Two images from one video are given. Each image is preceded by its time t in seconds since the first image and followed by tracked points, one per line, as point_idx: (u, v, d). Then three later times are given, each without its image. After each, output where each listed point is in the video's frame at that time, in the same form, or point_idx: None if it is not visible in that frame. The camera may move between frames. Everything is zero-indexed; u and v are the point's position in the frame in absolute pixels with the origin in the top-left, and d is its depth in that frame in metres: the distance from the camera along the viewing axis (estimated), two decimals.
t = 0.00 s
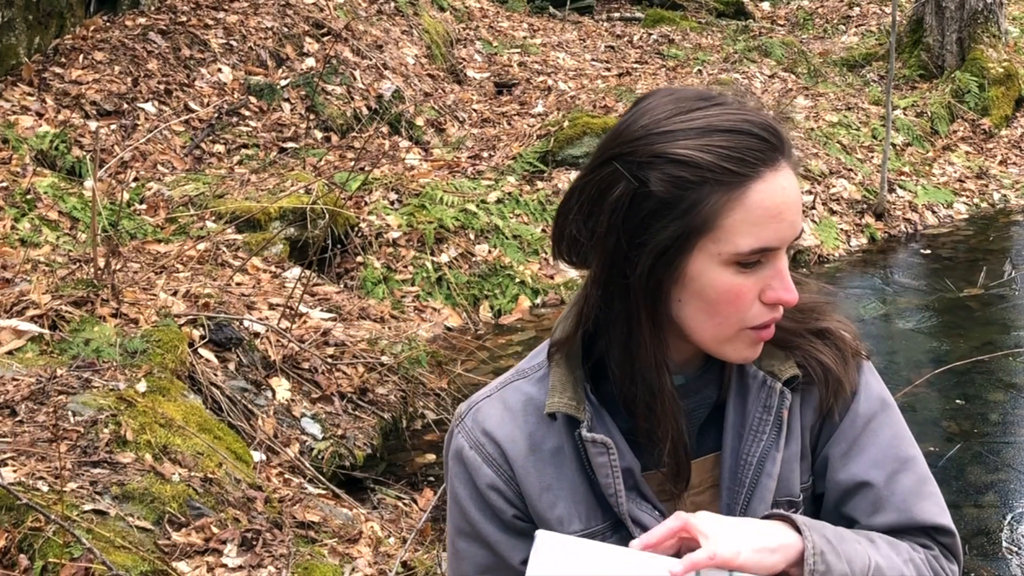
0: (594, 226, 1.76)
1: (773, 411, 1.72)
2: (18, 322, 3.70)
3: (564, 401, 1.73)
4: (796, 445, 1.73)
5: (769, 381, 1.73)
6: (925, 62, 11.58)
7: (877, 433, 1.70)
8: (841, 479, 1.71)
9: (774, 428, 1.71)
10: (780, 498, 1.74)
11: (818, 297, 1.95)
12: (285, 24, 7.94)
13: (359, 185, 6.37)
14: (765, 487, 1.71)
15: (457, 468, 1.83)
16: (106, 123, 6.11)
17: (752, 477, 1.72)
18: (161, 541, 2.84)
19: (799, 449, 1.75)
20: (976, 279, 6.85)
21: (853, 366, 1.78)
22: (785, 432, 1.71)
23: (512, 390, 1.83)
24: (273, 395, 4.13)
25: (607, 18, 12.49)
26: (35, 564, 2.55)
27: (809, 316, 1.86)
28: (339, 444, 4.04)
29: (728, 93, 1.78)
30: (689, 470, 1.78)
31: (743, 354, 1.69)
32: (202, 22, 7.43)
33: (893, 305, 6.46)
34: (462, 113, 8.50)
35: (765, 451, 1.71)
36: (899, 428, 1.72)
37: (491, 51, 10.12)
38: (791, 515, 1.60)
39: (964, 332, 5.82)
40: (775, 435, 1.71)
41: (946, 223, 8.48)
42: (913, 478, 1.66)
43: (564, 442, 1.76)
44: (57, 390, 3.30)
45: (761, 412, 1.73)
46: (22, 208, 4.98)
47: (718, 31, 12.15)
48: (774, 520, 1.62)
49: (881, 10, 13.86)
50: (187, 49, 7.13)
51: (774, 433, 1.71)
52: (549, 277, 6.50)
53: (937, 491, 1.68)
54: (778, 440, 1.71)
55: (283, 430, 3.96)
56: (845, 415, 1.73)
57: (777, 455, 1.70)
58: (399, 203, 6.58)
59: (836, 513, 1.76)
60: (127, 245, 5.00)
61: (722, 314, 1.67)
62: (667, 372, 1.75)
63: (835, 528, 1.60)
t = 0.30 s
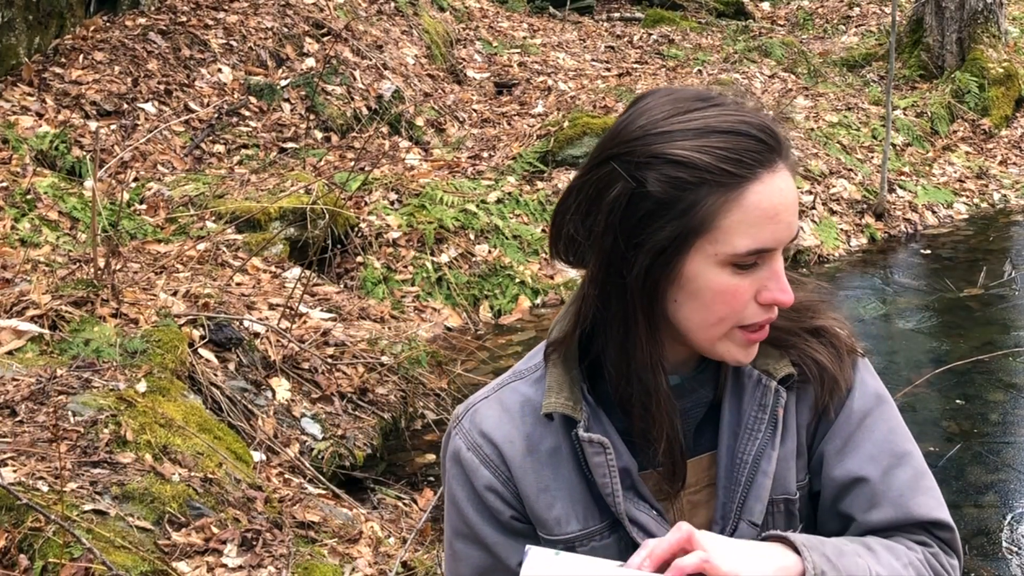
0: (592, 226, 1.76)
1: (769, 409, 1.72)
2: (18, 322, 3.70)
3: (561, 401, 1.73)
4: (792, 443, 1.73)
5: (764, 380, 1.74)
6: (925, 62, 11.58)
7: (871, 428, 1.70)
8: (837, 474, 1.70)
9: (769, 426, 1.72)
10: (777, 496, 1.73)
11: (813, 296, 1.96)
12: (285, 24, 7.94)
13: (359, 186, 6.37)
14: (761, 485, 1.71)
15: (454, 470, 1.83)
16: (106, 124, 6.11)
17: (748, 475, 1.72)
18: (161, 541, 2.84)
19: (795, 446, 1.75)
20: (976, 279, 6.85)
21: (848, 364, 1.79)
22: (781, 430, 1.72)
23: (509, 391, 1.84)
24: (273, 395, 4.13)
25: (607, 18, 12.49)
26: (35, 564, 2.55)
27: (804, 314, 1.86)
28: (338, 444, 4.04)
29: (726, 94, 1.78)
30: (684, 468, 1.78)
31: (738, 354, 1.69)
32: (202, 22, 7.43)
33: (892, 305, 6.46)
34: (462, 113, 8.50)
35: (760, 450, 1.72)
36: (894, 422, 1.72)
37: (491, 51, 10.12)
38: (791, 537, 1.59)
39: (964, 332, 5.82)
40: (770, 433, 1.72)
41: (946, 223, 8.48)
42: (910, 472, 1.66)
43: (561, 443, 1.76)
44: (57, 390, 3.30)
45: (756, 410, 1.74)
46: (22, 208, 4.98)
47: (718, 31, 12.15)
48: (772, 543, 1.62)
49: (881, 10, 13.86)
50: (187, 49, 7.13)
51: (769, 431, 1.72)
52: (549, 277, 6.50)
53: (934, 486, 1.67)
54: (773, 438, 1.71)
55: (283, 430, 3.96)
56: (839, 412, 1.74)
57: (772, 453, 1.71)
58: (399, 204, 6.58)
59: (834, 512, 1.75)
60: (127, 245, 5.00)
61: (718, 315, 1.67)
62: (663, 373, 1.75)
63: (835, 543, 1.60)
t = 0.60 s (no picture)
0: (589, 226, 1.76)
1: (769, 411, 1.72)
2: (18, 322, 3.70)
3: (562, 402, 1.73)
4: (793, 445, 1.73)
5: (766, 381, 1.73)
6: (925, 62, 11.58)
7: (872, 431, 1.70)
8: (841, 480, 1.70)
9: (770, 428, 1.72)
10: (777, 498, 1.73)
11: (815, 298, 1.96)
12: (285, 24, 7.94)
13: (359, 186, 6.37)
14: (762, 486, 1.70)
15: (455, 470, 1.84)
16: (106, 124, 6.11)
17: (749, 477, 1.72)
18: (161, 541, 2.84)
19: (796, 448, 1.74)
20: (976, 279, 6.85)
21: (849, 367, 1.79)
22: (782, 432, 1.71)
23: (510, 392, 1.84)
24: (274, 395, 4.13)
25: (607, 18, 12.50)
26: (35, 564, 2.55)
27: (805, 316, 1.87)
28: (338, 444, 4.04)
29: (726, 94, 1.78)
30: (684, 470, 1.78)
31: (734, 356, 1.69)
32: (202, 22, 7.43)
33: (893, 305, 6.46)
34: (462, 113, 8.50)
35: (761, 451, 1.71)
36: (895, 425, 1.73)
37: (491, 51, 10.12)
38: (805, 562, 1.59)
39: (964, 332, 5.82)
40: (771, 434, 1.71)
41: (946, 223, 8.48)
42: (911, 478, 1.67)
43: (562, 444, 1.76)
44: (57, 390, 3.30)
45: (757, 412, 1.73)
46: (22, 208, 4.98)
47: (718, 31, 12.15)
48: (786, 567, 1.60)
49: (881, 10, 13.86)
50: (187, 49, 7.13)
51: (770, 433, 1.71)
52: (549, 277, 6.50)
53: (934, 491, 1.69)
54: (774, 439, 1.71)
55: (283, 430, 3.96)
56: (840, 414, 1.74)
57: (772, 455, 1.70)
58: (399, 203, 6.59)
59: (835, 515, 1.76)
60: (127, 245, 5.00)
61: (713, 318, 1.68)
62: (660, 375, 1.76)
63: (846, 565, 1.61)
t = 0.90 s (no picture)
0: (581, 225, 1.78)
1: (774, 417, 1.72)
2: (18, 322, 3.70)
3: (559, 408, 1.73)
4: (796, 451, 1.73)
5: (768, 387, 1.73)
6: (925, 62, 11.58)
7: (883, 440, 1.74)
8: (861, 494, 1.72)
9: (774, 434, 1.72)
10: (780, 504, 1.73)
11: (817, 305, 1.96)
12: (285, 24, 7.94)
13: (359, 186, 6.37)
14: (765, 493, 1.70)
15: (451, 473, 1.84)
16: (106, 124, 6.11)
17: (752, 483, 1.71)
18: (161, 541, 2.84)
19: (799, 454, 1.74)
20: (976, 280, 6.85)
21: (853, 373, 1.79)
22: (786, 438, 1.71)
23: (508, 395, 1.83)
24: (274, 395, 4.13)
25: (607, 18, 12.49)
26: (35, 564, 2.55)
27: (807, 323, 1.87)
28: (338, 444, 4.04)
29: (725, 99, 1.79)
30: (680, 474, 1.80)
31: (723, 360, 1.68)
32: (202, 22, 7.43)
33: (893, 305, 6.46)
34: (462, 113, 8.50)
35: (765, 458, 1.71)
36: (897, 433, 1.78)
37: (491, 51, 10.12)
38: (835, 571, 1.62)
39: (964, 332, 5.82)
40: (775, 441, 1.71)
41: (946, 223, 8.48)
42: (920, 488, 1.71)
43: (559, 450, 1.76)
44: (57, 390, 3.30)
45: (761, 417, 1.73)
46: (22, 208, 4.98)
47: (718, 31, 12.15)
48: None
49: (881, 10, 13.86)
50: (187, 49, 7.13)
51: (774, 439, 1.72)
52: (549, 277, 6.50)
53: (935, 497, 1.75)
54: (778, 446, 1.71)
55: (283, 430, 3.96)
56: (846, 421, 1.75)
57: (776, 461, 1.70)
58: (399, 204, 6.59)
59: (839, 523, 1.78)
60: (127, 245, 5.00)
61: (700, 320, 1.68)
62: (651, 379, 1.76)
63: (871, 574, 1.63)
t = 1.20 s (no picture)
0: (588, 233, 1.81)
1: (796, 428, 1.78)
2: (18, 322, 3.70)
3: (563, 418, 1.74)
4: (815, 461, 1.80)
5: (791, 398, 1.80)
6: (925, 62, 11.57)
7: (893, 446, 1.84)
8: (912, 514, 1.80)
9: (795, 445, 1.78)
10: (797, 514, 1.80)
11: (832, 317, 2.02)
12: (285, 24, 7.94)
13: (359, 186, 6.37)
14: (783, 504, 1.77)
15: (451, 474, 1.85)
16: (106, 124, 6.11)
17: (771, 494, 1.79)
18: (161, 541, 2.84)
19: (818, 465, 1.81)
20: (976, 280, 6.85)
21: (868, 384, 1.86)
22: (805, 449, 1.78)
23: (512, 399, 1.85)
24: (274, 395, 4.13)
25: (607, 18, 12.49)
26: (35, 564, 2.55)
27: (823, 334, 1.94)
28: (338, 444, 4.04)
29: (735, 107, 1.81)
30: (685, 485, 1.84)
31: (730, 370, 1.71)
32: (202, 22, 7.43)
33: (893, 305, 6.46)
34: (462, 113, 8.50)
35: (784, 469, 1.78)
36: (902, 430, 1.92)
37: (491, 51, 10.11)
38: None
39: (964, 332, 5.82)
40: (795, 452, 1.78)
41: (946, 223, 8.48)
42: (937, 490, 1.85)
43: (561, 458, 1.77)
44: (58, 390, 3.31)
45: (782, 428, 1.80)
46: (22, 208, 4.98)
47: (718, 31, 12.14)
48: None
49: (881, 10, 13.86)
50: (187, 49, 7.13)
51: (794, 451, 1.78)
52: (549, 277, 6.50)
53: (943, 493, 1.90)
54: (798, 457, 1.78)
55: (283, 430, 3.96)
56: (869, 431, 1.82)
57: (795, 472, 1.77)
58: (399, 204, 6.59)
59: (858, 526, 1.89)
60: (127, 245, 5.00)
61: (707, 331, 1.71)
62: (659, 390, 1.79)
63: None
